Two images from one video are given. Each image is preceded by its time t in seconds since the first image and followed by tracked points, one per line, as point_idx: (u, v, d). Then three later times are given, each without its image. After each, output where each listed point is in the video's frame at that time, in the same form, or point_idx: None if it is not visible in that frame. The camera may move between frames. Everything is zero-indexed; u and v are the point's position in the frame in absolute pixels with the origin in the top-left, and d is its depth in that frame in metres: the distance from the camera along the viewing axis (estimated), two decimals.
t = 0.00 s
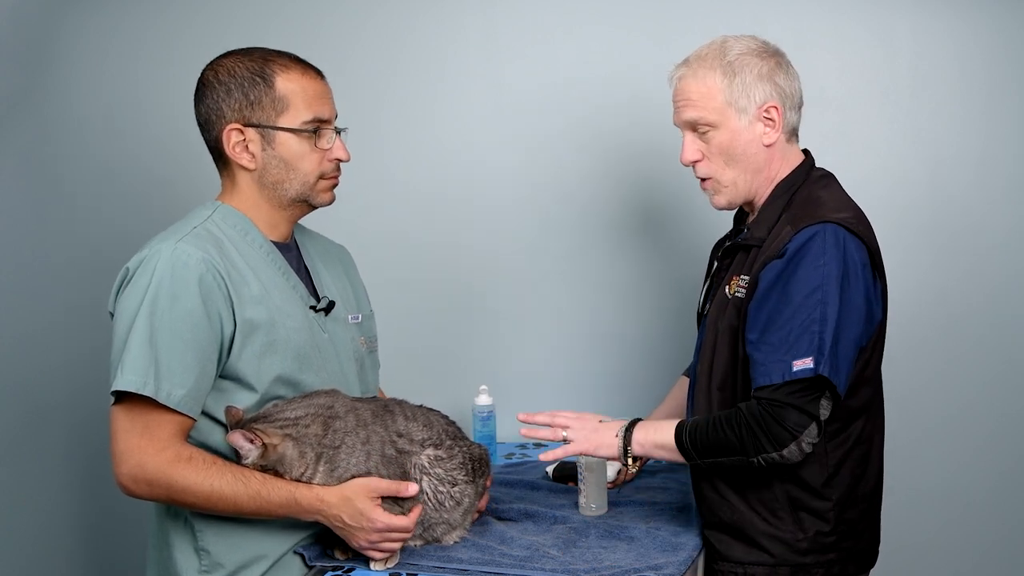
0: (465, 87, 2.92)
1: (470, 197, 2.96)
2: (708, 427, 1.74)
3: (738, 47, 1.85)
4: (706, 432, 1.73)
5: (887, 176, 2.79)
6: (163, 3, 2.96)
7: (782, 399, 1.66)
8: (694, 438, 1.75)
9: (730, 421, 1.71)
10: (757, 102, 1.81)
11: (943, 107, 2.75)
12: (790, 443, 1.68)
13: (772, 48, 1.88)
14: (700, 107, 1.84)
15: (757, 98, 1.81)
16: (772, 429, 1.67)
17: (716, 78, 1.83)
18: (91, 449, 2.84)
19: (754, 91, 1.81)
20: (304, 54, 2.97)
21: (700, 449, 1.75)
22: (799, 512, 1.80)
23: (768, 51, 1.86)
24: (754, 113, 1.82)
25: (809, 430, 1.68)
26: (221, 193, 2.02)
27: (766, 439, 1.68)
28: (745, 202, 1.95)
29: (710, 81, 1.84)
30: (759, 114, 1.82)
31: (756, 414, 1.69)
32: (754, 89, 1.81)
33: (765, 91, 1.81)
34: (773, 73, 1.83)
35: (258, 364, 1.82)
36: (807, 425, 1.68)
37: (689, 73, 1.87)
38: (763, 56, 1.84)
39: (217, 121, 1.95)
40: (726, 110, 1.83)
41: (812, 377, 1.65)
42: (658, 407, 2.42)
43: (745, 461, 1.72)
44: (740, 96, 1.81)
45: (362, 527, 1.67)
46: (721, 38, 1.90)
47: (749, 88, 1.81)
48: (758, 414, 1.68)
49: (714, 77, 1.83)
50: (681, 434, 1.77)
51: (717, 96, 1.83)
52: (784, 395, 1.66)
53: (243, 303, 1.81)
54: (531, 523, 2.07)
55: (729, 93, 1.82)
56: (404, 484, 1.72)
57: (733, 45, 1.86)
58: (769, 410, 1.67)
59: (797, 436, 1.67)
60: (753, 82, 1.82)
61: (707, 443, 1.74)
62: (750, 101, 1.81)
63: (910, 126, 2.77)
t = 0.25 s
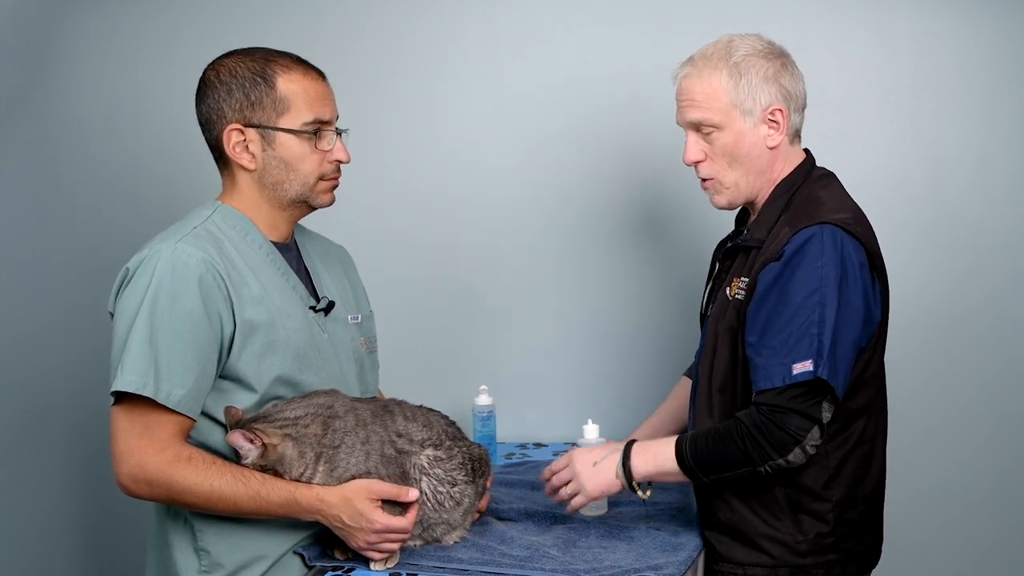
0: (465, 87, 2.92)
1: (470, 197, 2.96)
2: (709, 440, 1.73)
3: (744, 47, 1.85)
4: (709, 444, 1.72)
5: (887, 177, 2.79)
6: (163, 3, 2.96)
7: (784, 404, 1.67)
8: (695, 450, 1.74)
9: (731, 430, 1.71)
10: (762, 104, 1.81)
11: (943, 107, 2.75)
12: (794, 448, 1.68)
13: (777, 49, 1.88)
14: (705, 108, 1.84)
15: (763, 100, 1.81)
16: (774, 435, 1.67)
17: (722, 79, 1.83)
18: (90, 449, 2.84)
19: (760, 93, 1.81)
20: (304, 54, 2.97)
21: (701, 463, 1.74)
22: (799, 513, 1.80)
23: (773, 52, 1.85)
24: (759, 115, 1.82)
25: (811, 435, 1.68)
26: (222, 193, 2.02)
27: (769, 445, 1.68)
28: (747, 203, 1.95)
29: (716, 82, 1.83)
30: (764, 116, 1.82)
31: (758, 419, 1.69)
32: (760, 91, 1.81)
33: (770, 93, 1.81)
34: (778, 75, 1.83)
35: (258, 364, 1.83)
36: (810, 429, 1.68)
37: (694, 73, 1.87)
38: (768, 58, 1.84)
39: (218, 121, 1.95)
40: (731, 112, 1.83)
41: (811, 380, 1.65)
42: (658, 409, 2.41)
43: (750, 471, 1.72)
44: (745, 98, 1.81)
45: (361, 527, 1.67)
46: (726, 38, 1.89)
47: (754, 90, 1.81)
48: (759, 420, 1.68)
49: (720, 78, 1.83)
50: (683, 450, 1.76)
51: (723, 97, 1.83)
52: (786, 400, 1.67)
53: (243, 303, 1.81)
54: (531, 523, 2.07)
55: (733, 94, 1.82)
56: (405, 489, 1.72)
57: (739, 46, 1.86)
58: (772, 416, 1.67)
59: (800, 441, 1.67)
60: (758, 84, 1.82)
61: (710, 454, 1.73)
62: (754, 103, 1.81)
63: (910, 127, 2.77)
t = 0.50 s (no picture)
0: (465, 87, 2.92)
1: (470, 198, 2.96)
2: (687, 440, 1.77)
3: (745, 55, 1.82)
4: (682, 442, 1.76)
5: (887, 177, 2.79)
6: (163, 3, 2.96)
7: (763, 410, 1.69)
8: (668, 449, 1.78)
9: (709, 433, 1.75)
10: (766, 116, 1.80)
11: (943, 108, 2.75)
12: (771, 453, 1.71)
13: (775, 52, 1.86)
14: (708, 120, 1.81)
15: (767, 111, 1.80)
16: (750, 441, 1.71)
17: (725, 92, 1.80)
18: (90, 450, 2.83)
19: (763, 105, 1.79)
20: (304, 54, 2.97)
21: (673, 461, 1.78)
22: (801, 514, 1.80)
23: (772, 57, 1.84)
24: (763, 127, 1.82)
25: (790, 441, 1.71)
26: (222, 193, 2.01)
27: (746, 450, 1.72)
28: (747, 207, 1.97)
29: (719, 95, 1.81)
30: (767, 126, 1.82)
31: (739, 424, 1.72)
32: (764, 102, 1.79)
33: (773, 104, 1.80)
34: (779, 83, 1.81)
35: (258, 364, 1.83)
36: (788, 436, 1.71)
37: (696, 85, 1.84)
38: (769, 64, 1.83)
39: (216, 117, 1.95)
40: (735, 125, 1.81)
41: (791, 386, 1.67)
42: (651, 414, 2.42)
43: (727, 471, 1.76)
44: (750, 110, 1.79)
45: (360, 528, 1.67)
46: (725, 42, 1.86)
47: (759, 102, 1.79)
48: (737, 425, 1.72)
49: (723, 91, 1.80)
50: (655, 449, 1.79)
51: (727, 111, 1.80)
52: (765, 405, 1.70)
53: (243, 303, 1.81)
54: (531, 523, 2.07)
55: (737, 106, 1.80)
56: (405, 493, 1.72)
57: (739, 53, 1.83)
58: (749, 421, 1.71)
59: (777, 447, 1.71)
60: (762, 94, 1.80)
61: (683, 454, 1.76)
62: (758, 114, 1.80)
63: (910, 127, 2.77)
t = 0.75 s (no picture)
0: (465, 87, 2.92)
1: (470, 198, 2.96)
2: (675, 442, 1.74)
3: (741, 54, 1.82)
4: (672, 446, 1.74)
5: (887, 177, 2.79)
6: (163, 3, 2.96)
7: (754, 409, 1.69)
8: (657, 455, 1.75)
9: (699, 434, 1.74)
10: (763, 115, 1.80)
11: (943, 107, 2.75)
12: (762, 453, 1.71)
13: (771, 51, 1.86)
14: (705, 120, 1.81)
15: (763, 111, 1.80)
16: (741, 441, 1.71)
17: (722, 92, 1.80)
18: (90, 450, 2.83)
19: (760, 104, 1.79)
20: (304, 54, 2.97)
21: (664, 467, 1.75)
22: (798, 516, 1.80)
23: (769, 56, 1.84)
24: (760, 126, 1.82)
25: (779, 441, 1.71)
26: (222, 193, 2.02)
27: (735, 450, 1.72)
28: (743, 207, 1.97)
29: (715, 94, 1.80)
30: (764, 126, 1.82)
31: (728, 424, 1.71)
32: (760, 102, 1.79)
33: (770, 103, 1.80)
34: (776, 82, 1.81)
35: (258, 364, 1.83)
36: (777, 435, 1.70)
37: (692, 84, 1.83)
38: (765, 63, 1.82)
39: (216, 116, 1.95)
40: (732, 124, 1.81)
41: (785, 388, 1.67)
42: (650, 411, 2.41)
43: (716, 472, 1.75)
44: (747, 109, 1.79)
45: (359, 528, 1.67)
46: (721, 41, 1.86)
47: (755, 101, 1.79)
48: (728, 425, 1.71)
49: (720, 90, 1.80)
50: (644, 455, 1.76)
51: (723, 111, 1.80)
52: (756, 404, 1.69)
53: (243, 303, 1.81)
54: (531, 523, 2.07)
55: (734, 106, 1.80)
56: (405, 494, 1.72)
57: (736, 52, 1.82)
58: (739, 420, 1.71)
59: (767, 447, 1.71)
60: (758, 94, 1.80)
61: (673, 459, 1.74)
62: (755, 113, 1.80)
63: (910, 126, 2.77)
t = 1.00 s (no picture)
0: (465, 87, 2.92)
1: (470, 198, 2.96)
2: (618, 425, 1.72)
3: (741, 49, 1.81)
4: (619, 432, 1.70)
5: (887, 177, 2.79)
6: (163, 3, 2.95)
7: (705, 387, 1.68)
8: (604, 447, 1.71)
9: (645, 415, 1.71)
10: (760, 110, 1.80)
11: (943, 108, 2.75)
12: (706, 434, 1.68)
13: (771, 47, 1.86)
14: (702, 114, 1.80)
15: (761, 106, 1.80)
16: (685, 422, 1.68)
17: (721, 86, 1.79)
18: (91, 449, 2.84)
19: (758, 99, 1.79)
20: (304, 54, 2.96)
21: (611, 460, 1.71)
22: (789, 511, 1.79)
23: (768, 52, 1.83)
24: (757, 121, 1.81)
25: (727, 424, 1.68)
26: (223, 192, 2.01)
27: (679, 432, 1.69)
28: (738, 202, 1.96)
29: (714, 88, 1.80)
30: (761, 121, 1.82)
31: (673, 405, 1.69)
32: (758, 97, 1.79)
33: (768, 99, 1.80)
34: (774, 78, 1.81)
35: (259, 365, 1.83)
36: (727, 418, 1.67)
37: (692, 77, 1.82)
38: (764, 59, 1.82)
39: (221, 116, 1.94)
40: (728, 118, 1.81)
41: (740, 373, 1.65)
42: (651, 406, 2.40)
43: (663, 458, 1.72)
44: (744, 104, 1.79)
45: (358, 529, 1.67)
46: (720, 37, 1.85)
47: (754, 97, 1.79)
48: (674, 405, 1.69)
49: (718, 84, 1.80)
50: (591, 447, 1.72)
51: (722, 105, 1.80)
52: (709, 383, 1.68)
53: (244, 304, 1.81)
54: (531, 522, 2.07)
55: (732, 100, 1.79)
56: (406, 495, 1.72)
57: (735, 47, 1.82)
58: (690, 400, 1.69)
59: (714, 428, 1.68)
60: (757, 89, 1.80)
61: (620, 450, 1.70)
62: (753, 108, 1.80)
63: (910, 127, 2.77)
